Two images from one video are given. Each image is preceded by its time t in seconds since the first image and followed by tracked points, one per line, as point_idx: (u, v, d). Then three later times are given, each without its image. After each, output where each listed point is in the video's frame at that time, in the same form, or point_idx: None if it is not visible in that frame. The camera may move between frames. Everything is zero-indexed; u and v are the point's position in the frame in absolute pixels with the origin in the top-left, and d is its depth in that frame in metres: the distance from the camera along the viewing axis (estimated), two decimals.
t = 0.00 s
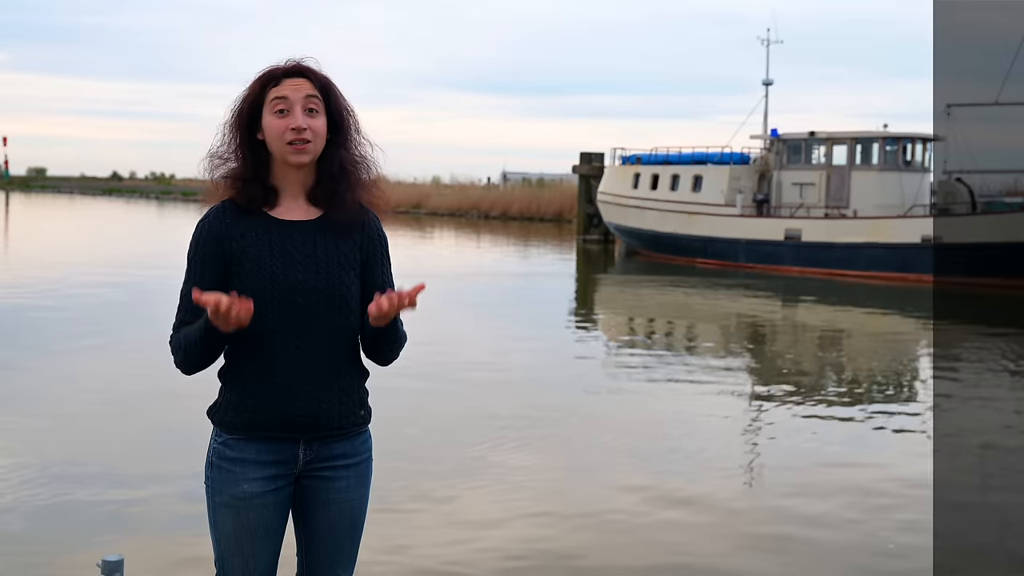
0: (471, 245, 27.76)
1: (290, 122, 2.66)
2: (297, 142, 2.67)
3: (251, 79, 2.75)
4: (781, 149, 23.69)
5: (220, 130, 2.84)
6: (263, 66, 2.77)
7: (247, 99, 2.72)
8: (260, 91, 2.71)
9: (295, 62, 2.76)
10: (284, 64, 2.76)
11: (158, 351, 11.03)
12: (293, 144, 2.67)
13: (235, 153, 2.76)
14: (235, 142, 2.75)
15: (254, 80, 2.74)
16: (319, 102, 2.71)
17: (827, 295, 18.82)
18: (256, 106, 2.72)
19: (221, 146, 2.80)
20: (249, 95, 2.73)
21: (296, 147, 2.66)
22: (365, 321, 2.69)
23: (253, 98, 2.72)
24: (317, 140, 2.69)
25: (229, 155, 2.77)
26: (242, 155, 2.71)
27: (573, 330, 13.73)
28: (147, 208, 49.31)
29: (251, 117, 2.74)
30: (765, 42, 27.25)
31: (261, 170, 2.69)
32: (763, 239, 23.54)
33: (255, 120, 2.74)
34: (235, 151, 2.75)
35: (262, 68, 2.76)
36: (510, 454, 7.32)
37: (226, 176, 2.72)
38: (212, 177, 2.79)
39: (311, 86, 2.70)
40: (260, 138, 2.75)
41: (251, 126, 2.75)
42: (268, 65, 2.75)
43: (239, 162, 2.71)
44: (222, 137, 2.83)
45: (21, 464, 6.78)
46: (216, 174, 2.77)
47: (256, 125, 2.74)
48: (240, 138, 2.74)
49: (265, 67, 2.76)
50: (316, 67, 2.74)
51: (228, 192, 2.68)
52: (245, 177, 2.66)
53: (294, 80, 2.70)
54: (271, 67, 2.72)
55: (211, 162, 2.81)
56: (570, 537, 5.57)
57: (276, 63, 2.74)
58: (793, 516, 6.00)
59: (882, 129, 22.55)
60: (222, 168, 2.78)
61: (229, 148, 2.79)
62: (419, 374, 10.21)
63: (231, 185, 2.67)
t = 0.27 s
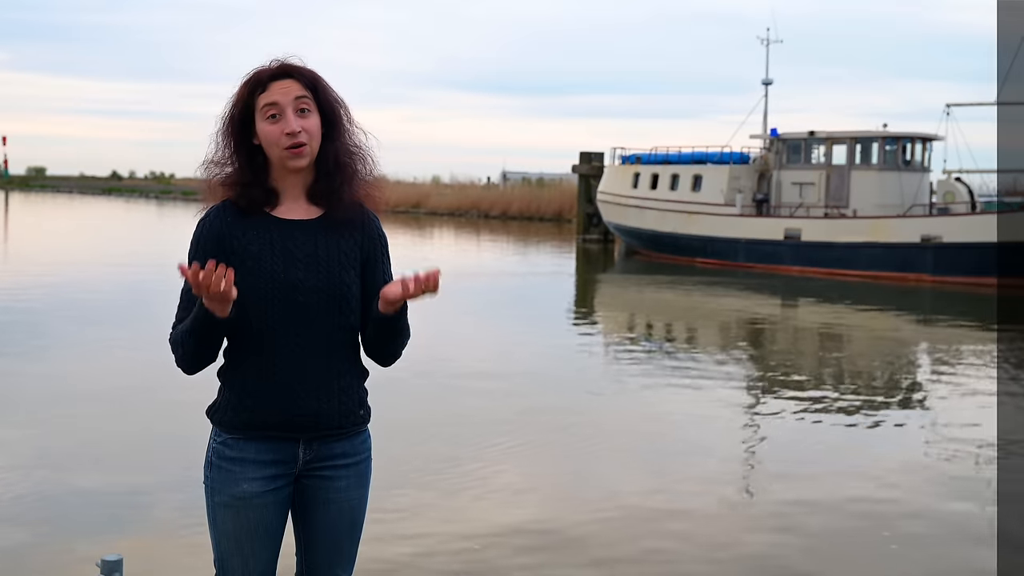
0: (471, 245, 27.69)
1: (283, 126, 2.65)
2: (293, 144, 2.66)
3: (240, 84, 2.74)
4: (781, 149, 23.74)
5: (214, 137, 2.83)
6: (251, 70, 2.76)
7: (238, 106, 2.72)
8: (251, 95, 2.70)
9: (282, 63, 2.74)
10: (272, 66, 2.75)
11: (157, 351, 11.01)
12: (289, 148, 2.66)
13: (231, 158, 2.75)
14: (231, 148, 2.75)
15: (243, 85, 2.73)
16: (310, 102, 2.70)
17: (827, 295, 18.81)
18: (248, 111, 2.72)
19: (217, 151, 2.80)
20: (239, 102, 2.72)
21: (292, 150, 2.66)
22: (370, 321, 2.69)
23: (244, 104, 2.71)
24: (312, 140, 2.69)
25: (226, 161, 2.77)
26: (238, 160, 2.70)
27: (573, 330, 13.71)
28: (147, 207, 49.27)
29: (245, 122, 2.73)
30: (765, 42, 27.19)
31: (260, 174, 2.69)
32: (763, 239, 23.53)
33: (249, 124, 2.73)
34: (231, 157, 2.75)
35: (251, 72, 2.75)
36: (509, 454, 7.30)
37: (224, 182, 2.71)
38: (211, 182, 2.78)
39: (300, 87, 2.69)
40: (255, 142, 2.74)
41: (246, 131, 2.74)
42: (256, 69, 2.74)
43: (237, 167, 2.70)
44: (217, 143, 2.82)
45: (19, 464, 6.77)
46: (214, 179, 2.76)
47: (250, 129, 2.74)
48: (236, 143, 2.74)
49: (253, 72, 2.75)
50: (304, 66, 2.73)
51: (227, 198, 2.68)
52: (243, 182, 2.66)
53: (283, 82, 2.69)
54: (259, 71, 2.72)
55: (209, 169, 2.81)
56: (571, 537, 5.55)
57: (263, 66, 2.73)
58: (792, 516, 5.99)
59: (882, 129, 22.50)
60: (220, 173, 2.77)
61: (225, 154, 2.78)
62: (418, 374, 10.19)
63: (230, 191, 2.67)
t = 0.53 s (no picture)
0: (471, 244, 27.66)
1: (279, 127, 2.65)
2: (288, 145, 2.66)
3: (236, 84, 2.73)
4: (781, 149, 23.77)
5: (209, 137, 2.83)
6: (247, 70, 2.76)
7: (233, 106, 2.71)
8: (246, 95, 2.70)
9: (278, 63, 2.74)
10: (267, 66, 2.75)
11: (157, 351, 11.00)
12: (285, 149, 2.66)
13: (227, 158, 2.75)
14: (227, 147, 2.74)
15: (238, 85, 2.73)
16: (306, 102, 2.70)
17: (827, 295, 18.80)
18: (244, 112, 2.71)
19: (213, 150, 2.80)
20: (235, 102, 2.72)
21: (287, 150, 2.66)
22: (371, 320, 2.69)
23: (239, 104, 2.71)
24: (308, 140, 2.68)
25: (222, 160, 2.76)
26: (234, 160, 2.70)
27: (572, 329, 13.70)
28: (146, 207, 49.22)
29: (241, 122, 2.73)
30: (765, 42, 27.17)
31: (256, 173, 2.69)
32: (762, 239, 23.52)
33: (244, 124, 2.73)
34: (227, 155, 2.75)
35: (246, 71, 2.75)
36: (509, 453, 7.30)
37: (221, 181, 2.71)
38: (208, 181, 2.78)
39: (296, 87, 2.69)
40: (252, 141, 2.74)
41: (242, 131, 2.74)
42: (251, 69, 2.74)
43: (233, 166, 2.70)
44: (212, 141, 2.82)
45: (19, 464, 6.75)
46: (211, 178, 2.76)
47: (246, 129, 2.74)
48: (232, 143, 2.73)
49: (249, 71, 2.74)
50: (300, 65, 2.72)
51: (224, 198, 2.67)
52: (239, 182, 2.65)
53: (278, 82, 2.69)
54: (254, 72, 2.71)
55: (205, 169, 2.81)
56: (570, 537, 5.53)
57: (258, 67, 2.73)
58: (792, 516, 5.99)
59: (881, 129, 22.48)
60: (216, 172, 2.77)
61: (221, 153, 2.78)
62: (418, 374, 10.18)
63: (226, 190, 2.67)
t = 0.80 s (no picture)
0: (471, 243, 27.62)
1: (274, 126, 2.65)
2: (283, 144, 2.66)
3: (232, 82, 2.74)
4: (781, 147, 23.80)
5: (206, 134, 2.83)
6: (243, 68, 2.76)
7: (229, 105, 2.72)
8: (242, 94, 2.70)
9: (273, 62, 2.74)
10: (263, 64, 2.75)
11: (156, 350, 10.97)
12: (279, 147, 2.66)
13: (223, 156, 2.75)
14: (223, 145, 2.75)
15: (235, 84, 2.73)
16: (302, 101, 2.70)
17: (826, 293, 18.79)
18: (239, 110, 2.72)
19: (210, 148, 2.80)
20: (230, 101, 2.72)
21: (282, 150, 2.66)
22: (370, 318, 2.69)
23: (235, 103, 2.71)
24: (303, 139, 2.68)
25: (218, 158, 2.77)
26: (230, 158, 2.70)
27: (572, 327, 13.70)
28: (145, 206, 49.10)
29: (238, 120, 2.73)
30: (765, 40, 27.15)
31: (252, 172, 2.69)
32: (762, 237, 23.51)
33: (241, 122, 2.73)
34: (223, 154, 2.75)
35: (242, 70, 2.75)
36: (509, 451, 7.30)
37: (216, 180, 2.71)
38: (204, 179, 2.78)
39: (291, 85, 2.69)
40: (248, 140, 2.74)
41: (238, 130, 2.74)
42: (247, 67, 2.74)
43: (228, 165, 2.70)
44: (209, 139, 2.82)
45: (19, 463, 6.74)
46: (207, 176, 2.76)
47: (242, 127, 2.74)
48: (227, 141, 2.74)
49: (245, 70, 2.74)
50: (295, 64, 2.72)
51: (220, 196, 2.67)
52: (234, 181, 2.66)
53: (273, 82, 2.69)
54: (250, 70, 2.72)
55: (202, 167, 2.81)
56: (570, 535, 5.53)
57: (254, 66, 2.73)
58: (793, 515, 5.99)
59: (881, 127, 22.46)
60: (212, 170, 2.77)
61: (217, 151, 2.78)
62: (418, 372, 10.17)
63: (222, 189, 2.67)
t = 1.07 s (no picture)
0: (471, 242, 27.61)
1: (269, 124, 2.65)
2: (280, 143, 2.67)
3: (229, 80, 2.74)
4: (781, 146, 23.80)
5: (203, 131, 2.84)
6: (240, 66, 2.76)
7: (226, 102, 2.72)
8: (239, 92, 2.71)
9: (271, 60, 2.74)
10: (261, 63, 2.75)
11: (155, 349, 10.97)
12: (275, 146, 2.66)
13: (220, 154, 2.76)
14: (220, 142, 2.75)
15: (232, 81, 2.73)
16: (299, 100, 2.70)
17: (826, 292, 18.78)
18: (236, 107, 2.72)
19: (206, 144, 2.81)
20: (227, 98, 2.72)
21: (278, 148, 2.66)
22: (368, 316, 2.71)
23: (232, 100, 2.71)
24: (300, 138, 2.69)
25: (214, 155, 2.77)
26: (226, 156, 2.71)
27: (571, 326, 13.69)
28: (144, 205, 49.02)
29: (234, 118, 2.74)
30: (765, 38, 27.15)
31: (247, 170, 2.70)
32: (762, 236, 23.51)
33: (238, 120, 2.74)
34: (220, 151, 2.76)
35: (239, 68, 2.75)
36: (509, 451, 7.30)
37: (212, 178, 2.72)
38: (200, 176, 2.79)
39: (289, 84, 2.70)
40: (244, 138, 2.75)
41: (235, 128, 2.74)
42: (245, 65, 2.74)
43: (224, 163, 2.71)
44: (205, 135, 2.83)
45: (19, 463, 6.74)
46: (203, 173, 2.77)
47: (239, 125, 2.74)
48: (224, 139, 2.74)
49: (242, 68, 2.74)
50: (293, 63, 2.73)
51: (216, 194, 2.68)
52: (230, 180, 2.66)
53: (271, 80, 2.69)
54: (248, 68, 2.72)
55: (198, 164, 2.81)
56: (570, 535, 5.53)
57: (252, 64, 2.73)
58: (793, 513, 5.99)
59: (881, 125, 22.47)
60: (208, 167, 2.78)
61: (214, 148, 2.78)
62: (418, 372, 10.17)
63: (218, 187, 2.68)
